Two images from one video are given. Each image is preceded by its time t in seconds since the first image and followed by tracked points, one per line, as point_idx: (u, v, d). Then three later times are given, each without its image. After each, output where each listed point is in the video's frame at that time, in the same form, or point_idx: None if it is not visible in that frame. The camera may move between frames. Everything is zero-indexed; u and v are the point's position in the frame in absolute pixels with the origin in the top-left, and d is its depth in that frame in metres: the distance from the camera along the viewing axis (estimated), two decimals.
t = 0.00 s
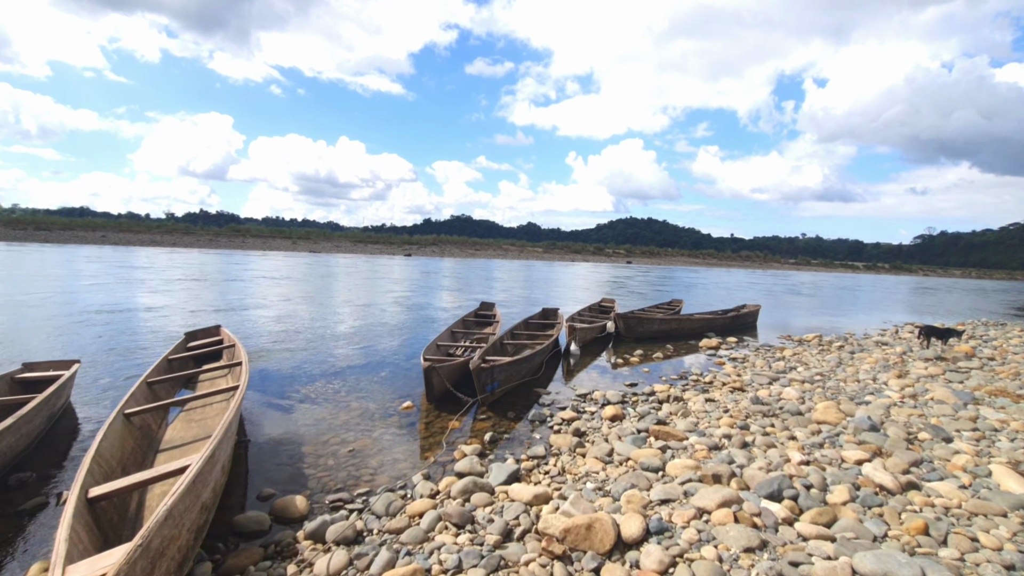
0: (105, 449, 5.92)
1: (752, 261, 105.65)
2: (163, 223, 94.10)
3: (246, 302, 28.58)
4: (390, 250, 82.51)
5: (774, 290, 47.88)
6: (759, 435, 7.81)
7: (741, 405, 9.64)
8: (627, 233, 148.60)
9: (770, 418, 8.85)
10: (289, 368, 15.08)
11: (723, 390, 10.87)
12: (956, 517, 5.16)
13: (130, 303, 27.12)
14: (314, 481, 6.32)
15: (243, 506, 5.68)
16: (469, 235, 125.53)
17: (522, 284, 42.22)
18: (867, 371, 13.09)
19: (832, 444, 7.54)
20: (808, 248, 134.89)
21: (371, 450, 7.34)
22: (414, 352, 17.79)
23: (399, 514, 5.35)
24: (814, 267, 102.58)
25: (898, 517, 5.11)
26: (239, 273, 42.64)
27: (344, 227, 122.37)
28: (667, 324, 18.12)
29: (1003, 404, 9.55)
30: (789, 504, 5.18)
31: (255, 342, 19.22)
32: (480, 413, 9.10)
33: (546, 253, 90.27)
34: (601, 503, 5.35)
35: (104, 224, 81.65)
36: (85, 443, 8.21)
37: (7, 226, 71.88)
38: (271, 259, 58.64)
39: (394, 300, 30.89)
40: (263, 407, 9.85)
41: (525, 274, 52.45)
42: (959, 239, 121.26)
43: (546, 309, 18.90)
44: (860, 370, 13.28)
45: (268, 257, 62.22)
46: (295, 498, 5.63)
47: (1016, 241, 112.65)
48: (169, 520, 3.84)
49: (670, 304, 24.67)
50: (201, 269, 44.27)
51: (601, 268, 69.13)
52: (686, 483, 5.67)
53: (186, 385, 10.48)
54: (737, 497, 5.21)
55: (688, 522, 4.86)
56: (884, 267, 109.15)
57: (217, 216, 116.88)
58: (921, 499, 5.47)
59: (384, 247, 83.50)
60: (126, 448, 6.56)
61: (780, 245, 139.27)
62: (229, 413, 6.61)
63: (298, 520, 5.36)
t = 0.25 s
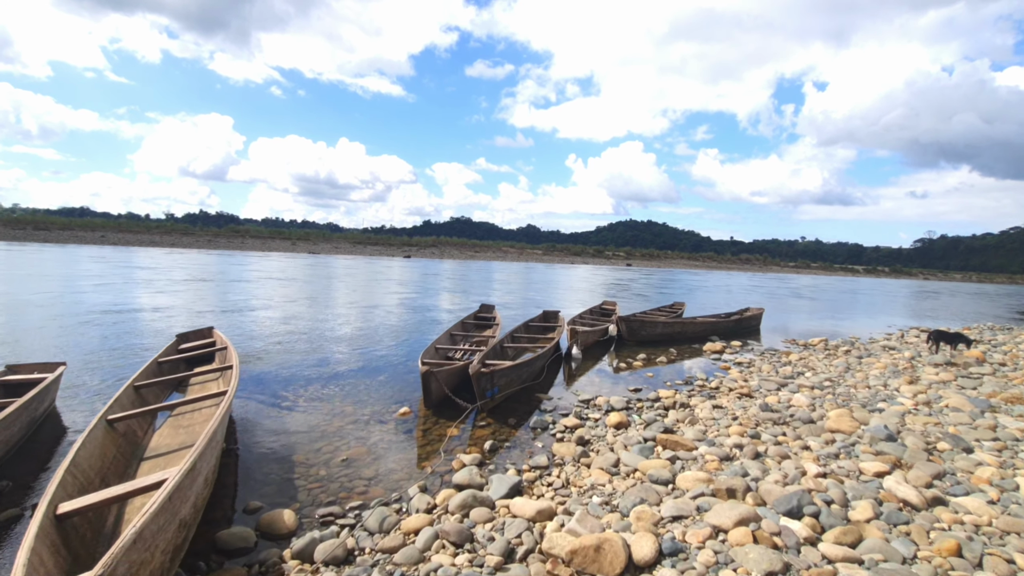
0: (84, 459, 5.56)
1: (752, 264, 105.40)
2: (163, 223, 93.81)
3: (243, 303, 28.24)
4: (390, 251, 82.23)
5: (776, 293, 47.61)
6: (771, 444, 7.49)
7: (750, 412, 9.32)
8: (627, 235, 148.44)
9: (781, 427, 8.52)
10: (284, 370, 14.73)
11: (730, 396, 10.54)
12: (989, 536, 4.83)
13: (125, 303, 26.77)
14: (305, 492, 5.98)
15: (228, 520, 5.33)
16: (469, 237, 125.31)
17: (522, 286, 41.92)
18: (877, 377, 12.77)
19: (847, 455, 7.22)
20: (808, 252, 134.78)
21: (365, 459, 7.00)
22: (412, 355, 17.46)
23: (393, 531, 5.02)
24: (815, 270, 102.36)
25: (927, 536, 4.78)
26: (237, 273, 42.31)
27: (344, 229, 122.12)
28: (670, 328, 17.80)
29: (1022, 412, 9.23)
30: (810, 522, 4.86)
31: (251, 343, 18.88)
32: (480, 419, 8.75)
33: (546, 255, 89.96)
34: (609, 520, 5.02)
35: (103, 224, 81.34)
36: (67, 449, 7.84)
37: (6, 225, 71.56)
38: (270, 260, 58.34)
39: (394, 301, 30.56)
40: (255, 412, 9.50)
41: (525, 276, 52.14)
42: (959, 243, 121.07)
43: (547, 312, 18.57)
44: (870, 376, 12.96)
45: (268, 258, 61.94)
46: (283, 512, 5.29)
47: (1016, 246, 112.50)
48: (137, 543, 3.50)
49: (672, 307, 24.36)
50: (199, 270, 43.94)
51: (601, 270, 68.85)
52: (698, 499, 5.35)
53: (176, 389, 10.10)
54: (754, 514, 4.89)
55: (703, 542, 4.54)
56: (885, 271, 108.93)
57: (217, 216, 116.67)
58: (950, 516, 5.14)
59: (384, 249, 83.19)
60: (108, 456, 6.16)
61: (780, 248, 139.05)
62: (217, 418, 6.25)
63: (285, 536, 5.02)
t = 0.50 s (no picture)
0: (56, 473, 5.16)
1: (753, 265, 104.96)
2: (163, 224, 93.64)
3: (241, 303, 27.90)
4: (390, 252, 81.98)
5: (779, 294, 47.24)
6: (787, 455, 7.11)
7: (762, 419, 8.93)
8: (628, 236, 148.10)
9: (796, 435, 8.14)
10: (280, 372, 14.34)
11: (740, 401, 10.16)
12: None
13: (122, 304, 26.44)
14: (293, 507, 5.58)
15: (209, 540, 4.94)
16: (470, 238, 125.07)
17: (523, 288, 41.54)
18: (890, 381, 12.38)
19: (869, 467, 6.84)
20: (810, 253, 134.37)
21: (359, 470, 6.60)
22: (411, 356, 17.08)
23: (386, 553, 4.64)
24: (817, 272, 101.93)
25: (967, 560, 4.40)
26: (236, 274, 42.01)
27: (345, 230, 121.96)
28: (675, 330, 17.42)
29: None
30: (839, 544, 4.48)
31: (248, 344, 18.50)
32: (480, 426, 8.36)
33: (547, 256, 89.62)
34: (620, 541, 4.65)
35: (103, 225, 81.16)
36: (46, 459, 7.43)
37: (5, 226, 71.40)
38: (270, 261, 58.04)
39: (393, 302, 30.20)
40: (246, 418, 9.12)
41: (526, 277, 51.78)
42: (962, 244, 120.56)
43: (549, 314, 18.19)
44: (882, 380, 12.57)
45: (268, 259, 61.65)
46: (267, 531, 4.90)
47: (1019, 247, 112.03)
48: None
49: (676, 308, 23.98)
50: (198, 270, 43.65)
51: (603, 271, 68.50)
52: (715, 517, 4.97)
53: (164, 394, 9.67)
54: (778, 535, 4.52)
55: (724, 568, 4.16)
56: (886, 272, 108.48)
57: (218, 218, 116.59)
58: (989, 537, 4.76)
59: (385, 250, 82.87)
60: (85, 469, 5.73)
61: (782, 249, 138.58)
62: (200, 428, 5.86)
63: (269, 559, 4.63)
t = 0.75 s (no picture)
0: (20, 484, 4.79)
1: (754, 266, 104.65)
2: (162, 224, 93.34)
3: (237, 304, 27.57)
4: (390, 252, 81.69)
5: (781, 295, 46.94)
6: (801, 462, 6.76)
7: (772, 424, 8.59)
8: (628, 238, 147.83)
9: (808, 441, 7.79)
10: (274, 373, 13.99)
11: (748, 405, 9.81)
12: None
13: (117, 304, 26.06)
14: (277, 520, 5.22)
15: (185, 557, 4.59)
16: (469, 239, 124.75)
17: (523, 288, 41.19)
18: (901, 383, 12.04)
19: (887, 475, 6.49)
20: (810, 254, 134.10)
21: (350, 478, 6.24)
22: (408, 357, 16.74)
23: (376, 573, 4.30)
24: (817, 273, 101.67)
25: None
26: (234, 275, 41.68)
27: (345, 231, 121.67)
28: (678, 331, 17.07)
29: None
30: (866, 563, 4.14)
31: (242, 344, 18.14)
32: (479, 431, 8.00)
33: (547, 257, 89.33)
34: (629, 560, 4.30)
35: (102, 225, 80.85)
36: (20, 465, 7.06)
37: (3, 226, 71.11)
38: (269, 261, 57.71)
39: (392, 303, 29.85)
40: (235, 422, 8.77)
41: (526, 278, 51.44)
42: (962, 245, 120.34)
43: (549, 315, 17.83)
44: (893, 383, 12.23)
45: (266, 259, 61.33)
46: (247, 547, 4.56)
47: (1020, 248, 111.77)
48: None
49: (678, 309, 23.64)
50: (195, 271, 43.31)
51: (603, 272, 68.22)
52: (730, 532, 4.63)
53: (149, 397, 9.30)
54: (800, 553, 4.18)
55: None
56: (887, 273, 108.22)
57: (218, 219, 116.33)
58: None
59: (384, 251, 82.57)
60: (54, 479, 5.32)
61: (782, 250, 138.34)
62: (179, 431, 5.49)
63: None
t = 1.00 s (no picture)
0: None
1: (754, 269, 104.28)
2: (160, 224, 92.82)
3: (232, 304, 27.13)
4: (389, 253, 81.30)
5: (782, 298, 46.57)
6: (819, 476, 6.35)
7: (785, 434, 8.17)
8: (628, 240, 147.55)
9: (824, 452, 7.37)
10: (265, 374, 13.54)
11: (758, 412, 9.40)
12: None
13: (109, 304, 25.59)
14: (254, 541, 4.80)
15: None
16: (469, 240, 124.31)
17: (523, 290, 40.75)
18: (913, 389, 11.64)
19: (912, 489, 6.08)
20: (810, 257, 133.89)
21: (336, 492, 5.81)
22: (405, 358, 16.31)
23: None
24: (817, 276, 101.37)
25: None
26: (231, 275, 41.24)
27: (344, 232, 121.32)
28: (681, 334, 16.65)
29: None
30: None
31: (235, 344, 17.69)
32: (476, 440, 7.58)
33: (547, 259, 88.90)
34: None
35: (99, 225, 80.34)
36: None
37: None
38: (267, 262, 57.27)
39: (389, 303, 29.41)
40: (220, 428, 8.34)
41: (525, 279, 50.99)
42: (962, 249, 120.14)
43: (550, 317, 17.41)
44: (905, 388, 11.82)
45: (264, 259, 60.87)
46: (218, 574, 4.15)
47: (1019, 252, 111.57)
48: None
49: (680, 311, 23.22)
50: (191, 271, 42.86)
51: (602, 274, 67.93)
52: (751, 558, 4.22)
53: (130, 402, 8.86)
54: None
55: None
56: (887, 276, 107.95)
57: (217, 219, 116.15)
58: None
59: (383, 251, 82.11)
60: (7, 496, 4.89)
61: (781, 253, 138.08)
62: (145, 443, 5.12)
63: None
